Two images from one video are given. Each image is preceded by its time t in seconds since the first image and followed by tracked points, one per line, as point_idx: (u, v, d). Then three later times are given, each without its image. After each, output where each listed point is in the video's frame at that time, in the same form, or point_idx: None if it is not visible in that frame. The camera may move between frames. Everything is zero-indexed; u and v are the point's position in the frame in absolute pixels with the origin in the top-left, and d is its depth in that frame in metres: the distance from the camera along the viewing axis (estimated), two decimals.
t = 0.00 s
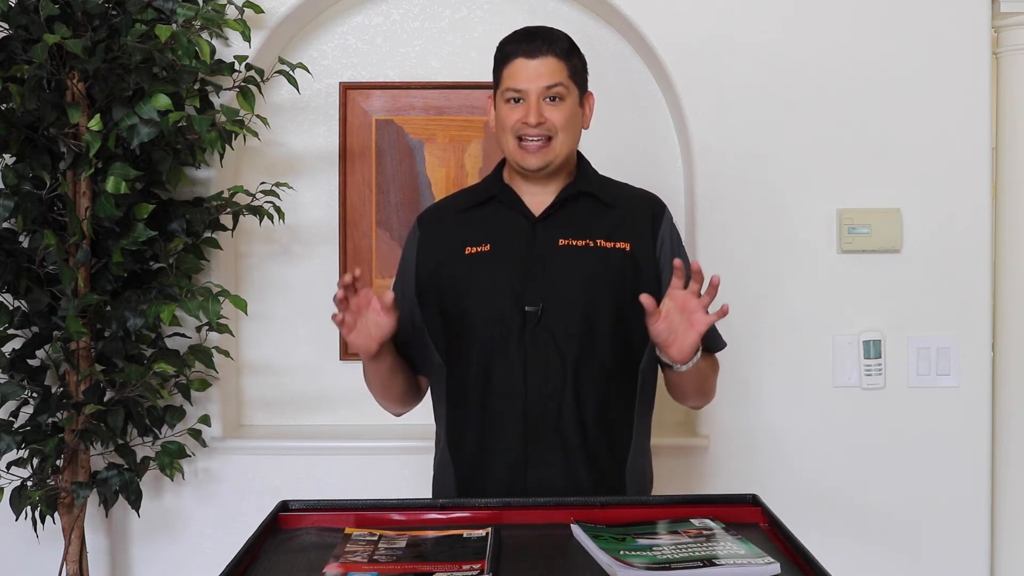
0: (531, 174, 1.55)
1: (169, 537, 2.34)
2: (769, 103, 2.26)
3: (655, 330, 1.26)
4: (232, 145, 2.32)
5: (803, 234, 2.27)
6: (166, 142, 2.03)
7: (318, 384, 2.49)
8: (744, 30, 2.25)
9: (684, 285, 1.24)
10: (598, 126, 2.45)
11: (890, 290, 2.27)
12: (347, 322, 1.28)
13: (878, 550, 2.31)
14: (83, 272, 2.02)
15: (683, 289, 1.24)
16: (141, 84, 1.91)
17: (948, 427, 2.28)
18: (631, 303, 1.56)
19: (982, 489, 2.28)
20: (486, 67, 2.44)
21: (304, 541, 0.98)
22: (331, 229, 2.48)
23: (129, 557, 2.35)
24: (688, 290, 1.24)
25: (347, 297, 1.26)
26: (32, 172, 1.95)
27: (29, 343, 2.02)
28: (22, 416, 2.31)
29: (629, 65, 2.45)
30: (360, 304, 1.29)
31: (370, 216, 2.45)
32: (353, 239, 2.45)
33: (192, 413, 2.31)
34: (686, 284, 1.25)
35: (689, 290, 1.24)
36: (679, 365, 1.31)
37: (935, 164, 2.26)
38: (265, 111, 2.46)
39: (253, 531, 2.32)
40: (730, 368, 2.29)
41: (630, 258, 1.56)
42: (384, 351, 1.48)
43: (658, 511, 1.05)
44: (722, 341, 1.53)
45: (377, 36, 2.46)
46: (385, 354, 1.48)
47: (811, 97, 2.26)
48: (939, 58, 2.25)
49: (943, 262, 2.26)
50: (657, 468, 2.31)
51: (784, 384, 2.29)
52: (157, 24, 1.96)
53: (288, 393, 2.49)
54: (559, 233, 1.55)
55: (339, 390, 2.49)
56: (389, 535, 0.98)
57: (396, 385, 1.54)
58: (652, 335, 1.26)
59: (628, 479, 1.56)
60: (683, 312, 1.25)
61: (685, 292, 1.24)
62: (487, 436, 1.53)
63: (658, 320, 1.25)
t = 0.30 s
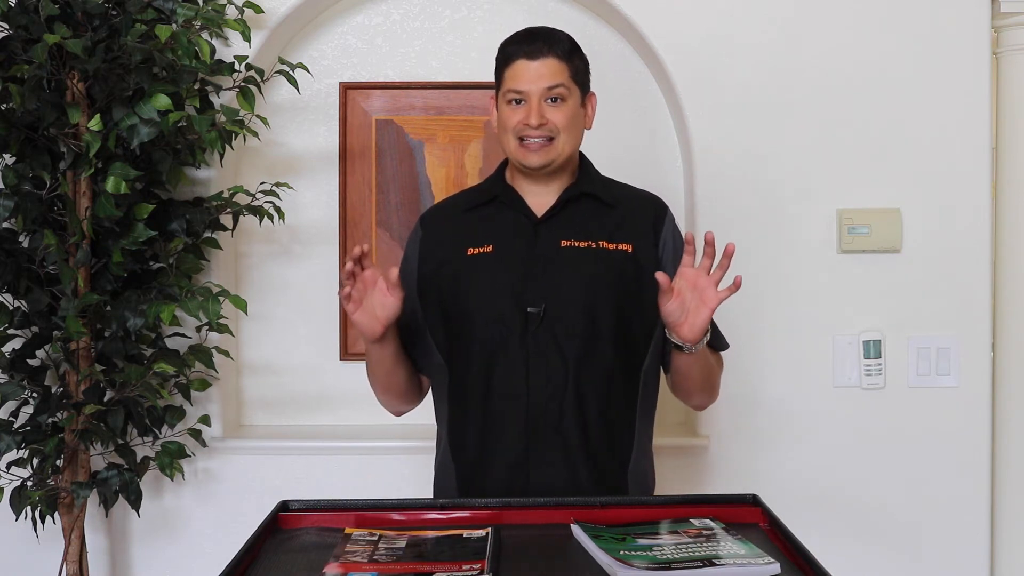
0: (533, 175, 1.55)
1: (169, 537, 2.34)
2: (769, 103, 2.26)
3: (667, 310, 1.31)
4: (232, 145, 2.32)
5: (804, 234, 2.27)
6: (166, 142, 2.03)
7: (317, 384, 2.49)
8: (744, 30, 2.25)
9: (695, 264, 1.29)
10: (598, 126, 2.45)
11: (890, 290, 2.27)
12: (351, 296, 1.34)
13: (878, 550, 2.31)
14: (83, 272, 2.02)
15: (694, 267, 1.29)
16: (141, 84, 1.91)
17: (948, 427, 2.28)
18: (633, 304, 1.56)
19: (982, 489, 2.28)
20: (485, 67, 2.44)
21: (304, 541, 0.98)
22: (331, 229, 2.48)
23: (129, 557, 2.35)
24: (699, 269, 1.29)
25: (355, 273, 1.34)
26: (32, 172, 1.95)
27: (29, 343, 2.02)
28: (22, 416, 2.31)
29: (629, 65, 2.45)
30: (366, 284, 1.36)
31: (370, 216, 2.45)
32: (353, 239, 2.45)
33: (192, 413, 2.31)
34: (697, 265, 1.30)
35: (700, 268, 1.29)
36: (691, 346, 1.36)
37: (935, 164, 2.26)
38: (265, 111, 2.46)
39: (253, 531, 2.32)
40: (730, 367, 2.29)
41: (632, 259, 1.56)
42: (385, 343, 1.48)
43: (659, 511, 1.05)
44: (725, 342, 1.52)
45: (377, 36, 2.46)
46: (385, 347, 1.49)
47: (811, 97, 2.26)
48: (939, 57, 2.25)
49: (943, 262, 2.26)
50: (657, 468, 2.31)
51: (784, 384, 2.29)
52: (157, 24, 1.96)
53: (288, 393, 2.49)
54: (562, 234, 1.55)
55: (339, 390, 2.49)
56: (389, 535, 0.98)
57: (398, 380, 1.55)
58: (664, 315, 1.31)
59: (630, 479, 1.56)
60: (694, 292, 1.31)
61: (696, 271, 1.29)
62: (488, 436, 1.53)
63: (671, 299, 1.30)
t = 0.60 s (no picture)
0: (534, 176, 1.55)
1: (170, 537, 2.34)
2: (768, 102, 2.26)
3: (667, 300, 1.31)
4: (232, 145, 2.32)
5: (803, 234, 2.27)
6: (166, 142, 2.03)
7: (318, 384, 2.49)
8: (744, 29, 2.25)
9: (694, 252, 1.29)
10: (598, 126, 2.45)
11: (890, 290, 2.27)
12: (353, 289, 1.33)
13: (878, 550, 2.31)
14: (83, 272, 2.02)
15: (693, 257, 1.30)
16: (141, 84, 1.91)
17: (948, 427, 2.28)
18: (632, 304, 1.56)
19: (982, 489, 2.28)
20: (485, 67, 2.44)
21: (304, 540, 0.98)
22: (331, 229, 2.48)
23: (129, 557, 2.35)
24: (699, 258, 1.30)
25: (358, 264, 1.33)
26: (32, 172, 1.95)
27: (29, 343, 2.02)
28: (22, 416, 2.31)
29: (629, 65, 2.45)
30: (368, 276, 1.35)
31: (370, 216, 2.45)
32: (353, 239, 2.45)
33: (192, 413, 2.31)
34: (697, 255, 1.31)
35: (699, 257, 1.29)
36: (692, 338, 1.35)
37: (935, 164, 2.26)
38: (265, 111, 2.46)
39: (253, 531, 2.32)
40: (731, 368, 2.28)
41: (633, 259, 1.56)
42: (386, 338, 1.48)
43: (659, 511, 1.05)
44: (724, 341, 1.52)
45: (377, 36, 2.46)
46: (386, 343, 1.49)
47: (811, 96, 2.26)
48: (939, 57, 2.25)
49: (943, 262, 2.26)
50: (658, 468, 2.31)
51: (784, 384, 2.28)
52: (157, 24, 1.96)
53: (288, 393, 2.49)
54: (562, 234, 1.55)
55: (339, 390, 2.49)
56: (389, 535, 0.98)
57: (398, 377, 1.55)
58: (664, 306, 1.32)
59: (631, 478, 1.56)
60: (694, 282, 1.31)
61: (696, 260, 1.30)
62: (490, 435, 1.53)
63: (671, 289, 1.31)
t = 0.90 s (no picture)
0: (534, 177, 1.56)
1: (170, 537, 2.34)
2: (768, 103, 2.26)
3: (661, 308, 1.28)
4: (232, 145, 2.32)
5: (803, 234, 2.27)
6: (166, 142, 2.03)
7: (318, 384, 2.49)
8: (744, 29, 2.25)
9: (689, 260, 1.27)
10: (598, 126, 2.45)
11: (890, 290, 2.27)
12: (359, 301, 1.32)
13: (878, 550, 2.31)
14: (83, 272, 2.02)
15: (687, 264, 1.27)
16: (141, 84, 1.91)
17: (948, 427, 2.28)
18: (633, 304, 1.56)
19: (982, 489, 2.28)
20: (485, 67, 2.44)
21: (304, 540, 0.98)
22: (331, 229, 2.48)
23: (129, 557, 2.35)
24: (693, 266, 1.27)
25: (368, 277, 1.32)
26: (32, 172, 1.95)
27: (29, 343, 2.02)
28: (22, 416, 2.31)
29: (629, 65, 2.45)
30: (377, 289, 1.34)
31: (370, 216, 2.45)
32: (353, 239, 2.45)
33: (192, 413, 2.31)
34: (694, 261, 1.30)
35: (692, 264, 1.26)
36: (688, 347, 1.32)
37: (934, 164, 2.26)
38: (265, 111, 2.46)
39: (253, 531, 2.32)
40: (731, 368, 2.28)
41: (634, 260, 1.56)
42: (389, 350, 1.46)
43: (658, 511, 1.05)
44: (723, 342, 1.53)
45: (377, 36, 2.46)
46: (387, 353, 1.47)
47: (811, 96, 2.26)
48: (939, 57, 2.25)
49: (942, 262, 2.26)
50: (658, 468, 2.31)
51: (784, 384, 2.28)
52: (157, 24, 1.96)
53: (288, 393, 2.49)
54: (563, 235, 1.55)
55: (339, 390, 2.49)
56: (389, 535, 0.98)
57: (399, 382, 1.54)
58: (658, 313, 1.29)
59: (632, 479, 1.56)
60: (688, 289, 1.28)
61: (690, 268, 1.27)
62: (491, 436, 1.53)
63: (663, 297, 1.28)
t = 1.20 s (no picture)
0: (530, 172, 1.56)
1: (170, 537, 2.34)
2: (768, 103, 2.26)
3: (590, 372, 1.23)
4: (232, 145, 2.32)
5: (803, 235, 2.27)
6: (166, 142, 2.03)
7: (318, 384, 2.49)
8: (744, 29, 2.25)
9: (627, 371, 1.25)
10: (598, 126, 2.45)
11: (890, 290, 2.27)
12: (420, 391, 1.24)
13: (878, 550, 2.31)
14: (83, 272, 2.02)
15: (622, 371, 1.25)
16: (141, 84, 1.91)
17: (948, 427, 2.28)
18: (632, 305, 1.55)
19: (982, 489, 2.28)
20: (485, 67, 2.44)
21: (304, 540, 0.98)
22: (331, 229, 2.48)
23: (129, 557, 2.35)
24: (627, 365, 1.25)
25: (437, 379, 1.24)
26: (32, 172, 1.95)
27: (29, 343, 2.02)
28: (22, 416, 2.31)
29: (629, 65, 2.45)
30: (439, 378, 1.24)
31: (370, 215, 2.45)
32: (353, 239, 2.45)
33: (192, 413, 2.31)
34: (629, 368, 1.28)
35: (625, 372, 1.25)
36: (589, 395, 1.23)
37: (935, 164, 2.26)
38: (265, 111, 2.46)
39: (253, 531, 2.32)
40: (731, 368, 2.28)
41: (633, 261, 1.56)
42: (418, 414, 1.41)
43: (658, 511, 1.05)
44: (719, 343, 1.55)
45: (377, 36, 2.46)
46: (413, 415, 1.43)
47: (811, 96, 2.26)
48: (939, 57, 2.25)
49: (942, 262, 2.26)
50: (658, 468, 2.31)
51: (784, 385, 2.28)
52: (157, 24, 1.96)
53: (288, 393, 2.49)
54: (562, 236, 1.55)
55: (339, 390, 2.49)
56: (389, 535, 0.98)
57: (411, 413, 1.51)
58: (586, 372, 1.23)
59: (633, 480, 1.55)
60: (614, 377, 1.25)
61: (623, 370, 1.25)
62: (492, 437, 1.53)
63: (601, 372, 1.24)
